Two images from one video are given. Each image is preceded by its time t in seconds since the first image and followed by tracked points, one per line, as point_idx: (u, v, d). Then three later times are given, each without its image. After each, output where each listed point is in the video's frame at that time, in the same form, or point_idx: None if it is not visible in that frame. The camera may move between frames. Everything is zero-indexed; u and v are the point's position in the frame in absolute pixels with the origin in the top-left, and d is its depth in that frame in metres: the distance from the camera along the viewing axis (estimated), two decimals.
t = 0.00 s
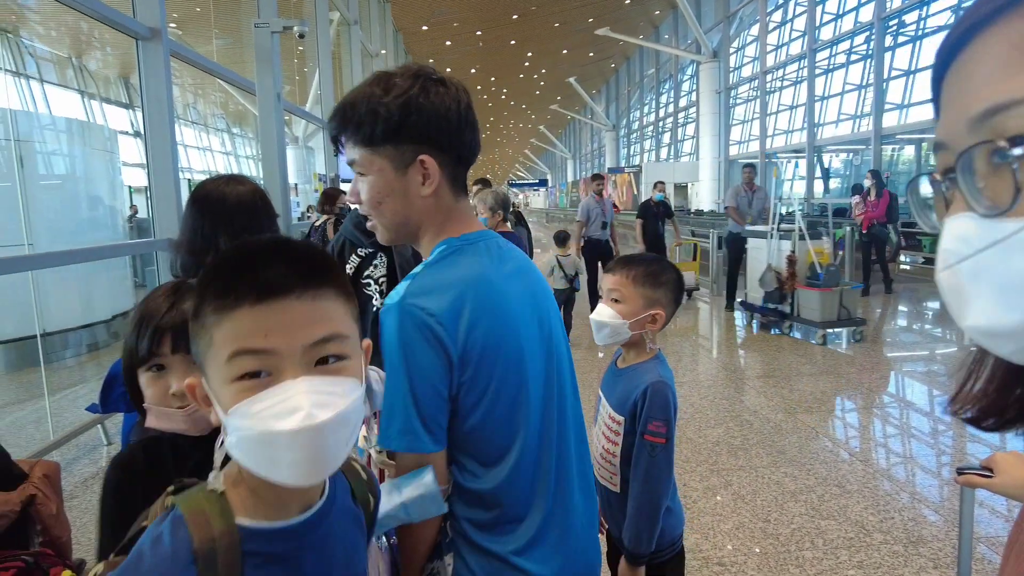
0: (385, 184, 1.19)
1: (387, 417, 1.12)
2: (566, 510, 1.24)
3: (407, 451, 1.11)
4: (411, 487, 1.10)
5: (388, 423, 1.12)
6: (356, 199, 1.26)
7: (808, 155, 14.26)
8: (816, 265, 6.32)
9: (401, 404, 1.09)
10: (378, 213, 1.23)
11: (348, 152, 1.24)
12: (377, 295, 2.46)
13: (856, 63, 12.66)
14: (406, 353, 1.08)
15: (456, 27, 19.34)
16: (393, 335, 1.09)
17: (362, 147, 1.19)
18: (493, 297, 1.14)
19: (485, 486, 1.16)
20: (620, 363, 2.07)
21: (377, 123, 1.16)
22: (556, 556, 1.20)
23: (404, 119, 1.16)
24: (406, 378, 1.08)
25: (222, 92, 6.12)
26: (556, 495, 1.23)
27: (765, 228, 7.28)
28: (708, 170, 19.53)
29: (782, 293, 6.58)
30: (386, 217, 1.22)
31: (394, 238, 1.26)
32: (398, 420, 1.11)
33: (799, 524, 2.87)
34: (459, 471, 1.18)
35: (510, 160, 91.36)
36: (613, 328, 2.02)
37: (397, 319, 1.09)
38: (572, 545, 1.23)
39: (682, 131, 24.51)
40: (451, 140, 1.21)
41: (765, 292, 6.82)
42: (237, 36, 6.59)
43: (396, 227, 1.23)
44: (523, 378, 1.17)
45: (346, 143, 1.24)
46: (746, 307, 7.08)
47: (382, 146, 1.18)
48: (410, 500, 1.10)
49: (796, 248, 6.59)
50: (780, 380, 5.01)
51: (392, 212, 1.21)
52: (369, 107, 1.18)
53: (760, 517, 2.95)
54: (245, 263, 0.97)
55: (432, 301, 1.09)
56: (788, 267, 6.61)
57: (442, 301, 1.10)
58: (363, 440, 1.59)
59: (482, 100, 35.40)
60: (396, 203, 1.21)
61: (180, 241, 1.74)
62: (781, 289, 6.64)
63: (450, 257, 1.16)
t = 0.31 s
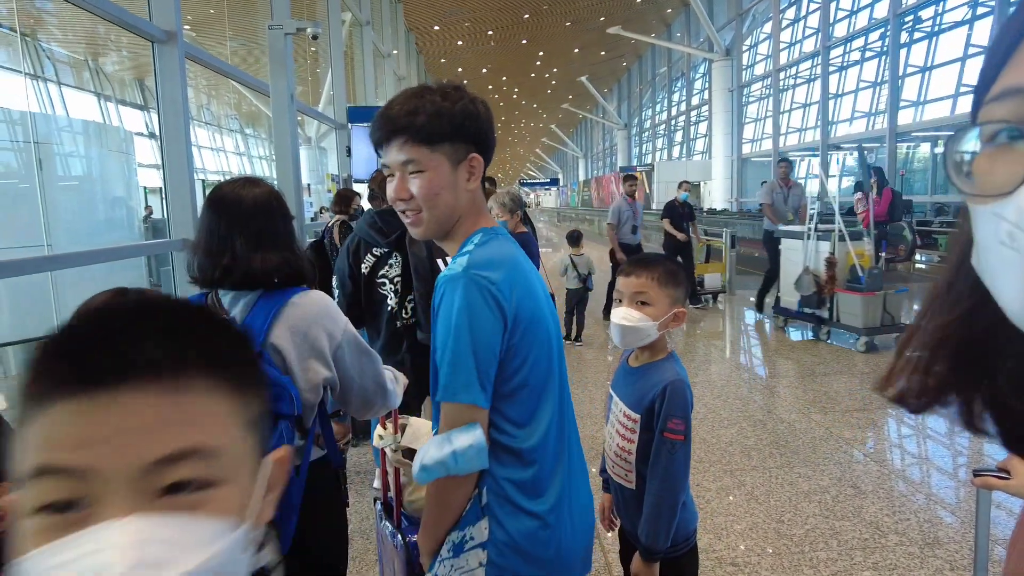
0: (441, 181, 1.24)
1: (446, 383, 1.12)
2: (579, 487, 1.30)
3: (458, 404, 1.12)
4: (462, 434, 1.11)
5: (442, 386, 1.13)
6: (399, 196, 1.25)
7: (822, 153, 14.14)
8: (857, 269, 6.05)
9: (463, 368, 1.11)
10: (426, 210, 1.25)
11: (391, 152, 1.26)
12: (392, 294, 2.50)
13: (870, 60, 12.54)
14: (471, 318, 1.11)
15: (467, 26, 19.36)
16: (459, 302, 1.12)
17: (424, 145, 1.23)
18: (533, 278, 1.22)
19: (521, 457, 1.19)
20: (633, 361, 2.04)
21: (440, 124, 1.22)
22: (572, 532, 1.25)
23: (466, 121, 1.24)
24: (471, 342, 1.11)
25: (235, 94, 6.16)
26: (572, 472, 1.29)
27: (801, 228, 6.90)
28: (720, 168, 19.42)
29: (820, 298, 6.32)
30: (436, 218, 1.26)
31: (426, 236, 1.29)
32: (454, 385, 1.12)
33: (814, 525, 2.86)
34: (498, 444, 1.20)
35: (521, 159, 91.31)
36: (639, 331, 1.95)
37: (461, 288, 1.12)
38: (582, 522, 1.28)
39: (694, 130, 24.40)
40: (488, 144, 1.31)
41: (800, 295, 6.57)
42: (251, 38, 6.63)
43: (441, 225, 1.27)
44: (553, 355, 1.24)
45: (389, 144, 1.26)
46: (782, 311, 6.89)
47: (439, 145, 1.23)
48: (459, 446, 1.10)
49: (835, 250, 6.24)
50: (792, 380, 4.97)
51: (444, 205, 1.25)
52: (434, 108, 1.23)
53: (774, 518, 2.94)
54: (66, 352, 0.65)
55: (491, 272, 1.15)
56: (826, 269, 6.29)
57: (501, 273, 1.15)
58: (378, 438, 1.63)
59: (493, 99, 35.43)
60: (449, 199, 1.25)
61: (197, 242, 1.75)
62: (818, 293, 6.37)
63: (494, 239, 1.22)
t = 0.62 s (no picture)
0: (451, 175, 1.25)
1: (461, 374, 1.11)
2: (570, 469, 1.34)
3: (472, 391, 1.11)
4: (466, 421, 1.09)
5: (453, 375, 1.12)
6: (406, 186, 1.24)
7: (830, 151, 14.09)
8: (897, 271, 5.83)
9: (480, 358, 1.10)
10: (433, 202, 1.25)
11: (401, 144, 1.26)
12: (398, 294, 2.52)
13: (879, 58, 12.48)
14: (485, 309, 1.11)
15: (474, 26, 19.36)
16: (472, 292, 1.11)
17: (440, 140, 1.24)
18: (528, 271, 1.25)
19: (524, 441, 1.22)
20: (646, 360, 2.03)
21: (457, 121, 1.25)
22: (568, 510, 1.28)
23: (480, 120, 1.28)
24: (487, 332, 1.10)
25: (243, 93, 6.18)
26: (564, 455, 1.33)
27: (833, 228, 6.71)
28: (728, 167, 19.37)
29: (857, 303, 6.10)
30: (443, 212, 1.26)
31: (427, 229, 1.28)
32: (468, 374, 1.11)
33: (822, 525, 2.85)
34: (503, 431, 1.20)
35: (528, 159, 91.26)
36: (655, 331, 1.92)
37: (477, 278, 1.12)
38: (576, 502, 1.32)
39: (701, 129, 24.36)
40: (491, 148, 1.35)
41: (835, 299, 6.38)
42: (258, 38, 6.67)
43: (444, 218, 1.26)
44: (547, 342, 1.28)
45: (398, 136, 1.26)
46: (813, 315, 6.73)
47: (452, 140, 1.25)
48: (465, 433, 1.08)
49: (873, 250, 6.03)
50: (800, 379, 4.96)
51: (453, 197, 1.25)
52: (451, 105, 1.25)
53: (782, 517, 2.93)
54: None
55: (499, 263, 1.16)
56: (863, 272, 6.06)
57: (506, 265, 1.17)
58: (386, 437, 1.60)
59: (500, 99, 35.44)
60: (457, 193, 1.26)
61: (205, 240, 1.76)
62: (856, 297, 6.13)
63: (493, 233, 1.23)
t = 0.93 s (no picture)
0: (425, 180, 1.23)
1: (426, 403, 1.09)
2: (538, 478, 1.33)
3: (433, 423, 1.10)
4: (428, 457, 1.09)
5: (417, 401, 1.10)
6: (378, 194, 1.22)
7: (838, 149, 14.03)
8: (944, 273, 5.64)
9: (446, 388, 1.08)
10: (408, 209, 1.22)
11: (370, 147, 1.23)
12: (403, 292, 2.56)
13: (888, 55, 12.40)
14: (453, 338, 1.08)
15: (480, 24, 19.34)
16: (440, 321, 1.08)
17: (412, 143, 1.21)
18: (505, 286, 1.21)
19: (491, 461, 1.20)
20: (660, 360, 2.01)
21: (430, 121, 1.21)
22: (532, 519, 1.28)
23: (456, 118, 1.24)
24: (453, 362, 1.08)
25: (251, 93, 6.20)
26: (532, 464, 1.32)
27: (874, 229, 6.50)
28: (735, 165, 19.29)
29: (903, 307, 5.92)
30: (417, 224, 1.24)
31: (403, 236, 1.26)
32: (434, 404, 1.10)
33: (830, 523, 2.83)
34: (467, 453, 1.18)
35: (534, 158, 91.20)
36: (672, 330, 1.89)
37: (448, 303, 1.09)
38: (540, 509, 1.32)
39: (708, 127, 24.28)
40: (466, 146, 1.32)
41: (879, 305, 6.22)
42: (265, 38, 6.68)
43: (420, 225, 1.25)
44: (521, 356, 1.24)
45: (367, 139, 1.23)
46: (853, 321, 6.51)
47: (426, 141, 1.22)
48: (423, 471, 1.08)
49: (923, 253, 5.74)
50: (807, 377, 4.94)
51: (426, 203, 1.23)
52: (424, 104, 1.21)
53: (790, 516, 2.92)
54: None
55: (470, 287, 1.12)
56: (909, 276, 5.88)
57: (478, 288, 1.13)
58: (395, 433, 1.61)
59: (506, 97, 35.44)
60: (432, 199, 1.24)
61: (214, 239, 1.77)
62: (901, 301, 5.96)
63: (469, 249, 1.19)
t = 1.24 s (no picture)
0: (377, 186, 1.10)
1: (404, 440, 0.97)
2: (512, 482, 1.27)
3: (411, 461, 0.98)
4: (426, 495, 0.98)
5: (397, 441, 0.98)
6: (324, 205, 1.09)
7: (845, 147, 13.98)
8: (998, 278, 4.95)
9: (426, 422, 0.97)
10: (359, 219, 1.10)
11: (311, 151, 1.10)
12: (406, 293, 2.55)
13: (896, 52, 12.33)
14: (430, 367, 0.96)
15: (486, 22, 19.31)
16: (413, 348, 0.96)
17: (355, 146, 1.07)
18: (476, 296, 1.10)
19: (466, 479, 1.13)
20: (672, 362, 1.98)
21: (378, 120, 1.07)
22: (509, 525, 1.22)
23: (408, 115, 1.10)
24: (433, 391, 0.97)
25: (257, 91, 6.21)
26: (507, 470, 1.24)
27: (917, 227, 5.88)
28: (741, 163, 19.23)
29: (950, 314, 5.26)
30: (367, 235, 1.12)
31: (357, 248, 1.14)
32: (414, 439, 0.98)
33: (837, 522, 2.82)
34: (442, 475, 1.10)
35: (539, 157, 91.15)
36: (685, 330, 1.87)
37: (422, 331, 0.96)
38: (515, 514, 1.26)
39: (714, 125, 24.22)
40: (423, 143, 1.17)
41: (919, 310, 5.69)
42: (271, 36, 6.69)
43: (376, 234, 1.13)
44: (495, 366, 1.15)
45: (305, 142, 1.09)
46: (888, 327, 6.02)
47: (375, 144, 1.08)
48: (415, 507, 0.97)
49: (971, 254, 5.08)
50: (813, 376, 4.92)
51: (380, 213, 1.11)
52: (368, 102, 1.06)
53: (797, 515, 2.90)
54: None
55: (441, 304, 1.00)
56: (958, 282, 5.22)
57: (448, 303, 1.01)
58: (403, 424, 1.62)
59: (512, 96, 35.43)
60: (386, 206, 1.12)
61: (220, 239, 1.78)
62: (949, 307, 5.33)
63: (433, 260, 1.07)
